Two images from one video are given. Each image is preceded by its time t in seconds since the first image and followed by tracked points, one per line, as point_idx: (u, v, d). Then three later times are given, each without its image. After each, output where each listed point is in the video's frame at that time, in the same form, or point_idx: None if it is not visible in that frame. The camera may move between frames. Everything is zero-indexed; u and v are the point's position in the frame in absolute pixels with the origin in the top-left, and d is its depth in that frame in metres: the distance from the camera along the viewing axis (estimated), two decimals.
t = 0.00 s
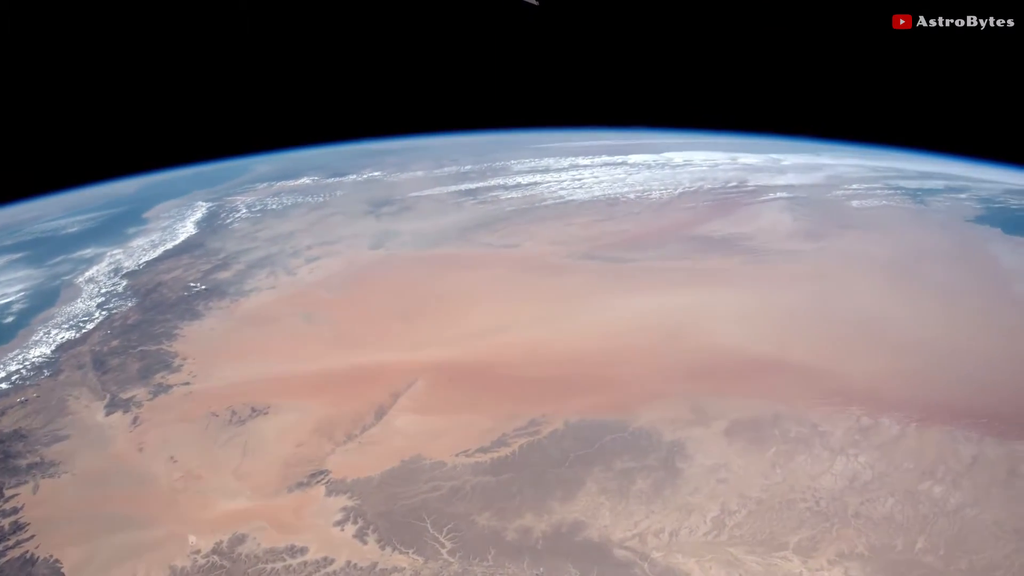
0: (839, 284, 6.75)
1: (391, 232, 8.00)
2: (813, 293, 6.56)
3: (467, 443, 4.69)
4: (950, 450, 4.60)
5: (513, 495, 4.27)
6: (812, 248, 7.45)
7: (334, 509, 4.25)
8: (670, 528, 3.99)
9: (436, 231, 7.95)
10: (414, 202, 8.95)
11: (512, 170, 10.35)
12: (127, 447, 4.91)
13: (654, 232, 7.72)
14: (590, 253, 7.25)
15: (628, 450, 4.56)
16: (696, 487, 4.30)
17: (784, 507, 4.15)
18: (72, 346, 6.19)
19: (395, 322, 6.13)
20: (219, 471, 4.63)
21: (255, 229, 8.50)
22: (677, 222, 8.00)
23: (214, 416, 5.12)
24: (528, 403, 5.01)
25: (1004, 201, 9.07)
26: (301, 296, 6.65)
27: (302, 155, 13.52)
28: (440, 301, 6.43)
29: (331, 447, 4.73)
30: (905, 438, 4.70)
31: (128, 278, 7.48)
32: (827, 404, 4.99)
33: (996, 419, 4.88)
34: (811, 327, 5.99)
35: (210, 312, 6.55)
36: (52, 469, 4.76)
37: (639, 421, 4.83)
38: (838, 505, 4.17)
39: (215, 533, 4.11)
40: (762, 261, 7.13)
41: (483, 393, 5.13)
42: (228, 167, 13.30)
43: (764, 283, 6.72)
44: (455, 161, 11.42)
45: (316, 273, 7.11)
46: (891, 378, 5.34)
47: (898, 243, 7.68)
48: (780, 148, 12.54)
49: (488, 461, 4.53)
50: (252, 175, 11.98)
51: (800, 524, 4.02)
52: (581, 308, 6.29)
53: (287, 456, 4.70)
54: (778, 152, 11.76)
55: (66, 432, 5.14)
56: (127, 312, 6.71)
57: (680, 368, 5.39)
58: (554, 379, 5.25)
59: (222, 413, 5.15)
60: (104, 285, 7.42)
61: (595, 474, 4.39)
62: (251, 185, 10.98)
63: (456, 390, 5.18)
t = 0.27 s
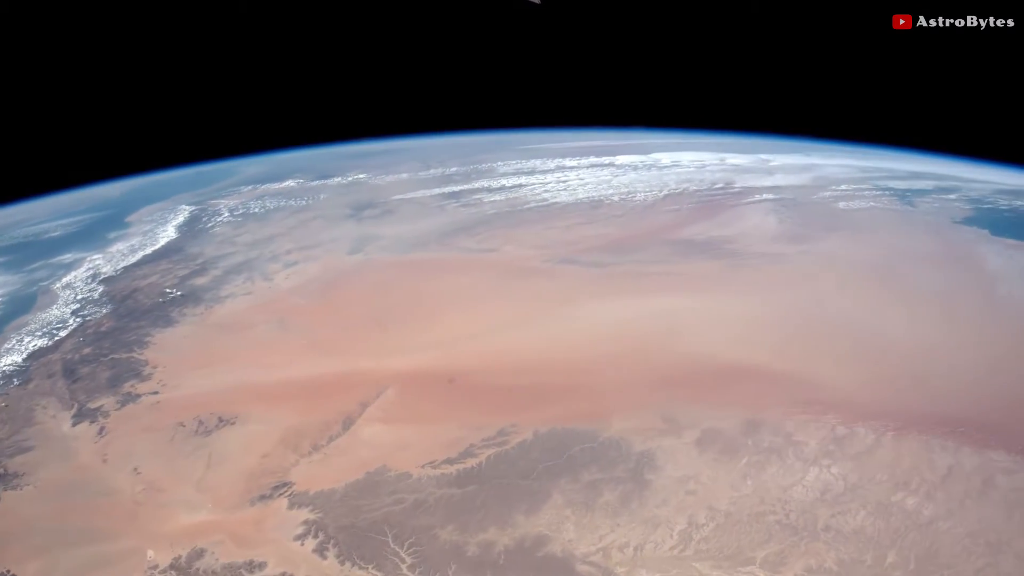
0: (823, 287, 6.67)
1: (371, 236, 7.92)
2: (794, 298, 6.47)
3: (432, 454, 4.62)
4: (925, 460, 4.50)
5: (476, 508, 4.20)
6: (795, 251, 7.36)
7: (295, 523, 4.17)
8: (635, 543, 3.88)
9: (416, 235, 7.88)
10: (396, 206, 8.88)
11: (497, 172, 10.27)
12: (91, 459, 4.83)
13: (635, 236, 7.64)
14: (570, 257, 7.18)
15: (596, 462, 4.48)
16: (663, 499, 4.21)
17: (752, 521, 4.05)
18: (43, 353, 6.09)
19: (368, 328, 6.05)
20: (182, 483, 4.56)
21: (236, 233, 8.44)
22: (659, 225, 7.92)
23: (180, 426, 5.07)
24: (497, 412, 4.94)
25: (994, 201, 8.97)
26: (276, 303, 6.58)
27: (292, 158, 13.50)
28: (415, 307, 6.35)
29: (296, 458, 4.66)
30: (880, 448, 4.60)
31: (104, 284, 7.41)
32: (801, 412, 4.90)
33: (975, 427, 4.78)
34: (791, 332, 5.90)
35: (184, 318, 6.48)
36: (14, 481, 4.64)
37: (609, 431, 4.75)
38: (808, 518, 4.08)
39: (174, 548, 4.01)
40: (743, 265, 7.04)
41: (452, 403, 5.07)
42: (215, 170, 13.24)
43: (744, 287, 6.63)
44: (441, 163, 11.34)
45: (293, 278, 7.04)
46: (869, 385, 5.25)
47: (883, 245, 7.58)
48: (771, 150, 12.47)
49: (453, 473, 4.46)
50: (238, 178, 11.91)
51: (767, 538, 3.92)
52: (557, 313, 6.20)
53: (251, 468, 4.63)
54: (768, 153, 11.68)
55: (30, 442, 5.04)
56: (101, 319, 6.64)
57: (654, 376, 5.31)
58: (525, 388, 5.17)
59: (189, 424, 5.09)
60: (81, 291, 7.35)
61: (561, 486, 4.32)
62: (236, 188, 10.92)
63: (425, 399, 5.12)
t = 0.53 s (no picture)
0: (805, 291, 6.58)
1: (351, 240, 7.85)
2: (775, 302, 6.37)
3: (398, 465, 4.54)
4: (900, 470, 4.40)
5: (440, 521, 4.12)
6: (779, 254, 7.26)
7: (255, 537, 4.08)
8: (599, 558, 3.77)
9: (396, 238, 7.80)
10: (379, 209, 8.80)
11: (483, 174, 10.18)
12: (54, 470, 4.74)
13: (617, 239, 7.55)
14: (550, 261, 7.09)
15: (563, 472, 4.40)
16: (630, 511, 4.12)
17: (721, 534, 3.94)
18: (14, 361, 6.01)
19: (342, 334, 5.98)
20: (144, 495, 4.48)
21: (216, 237, 8.37)
22: (641, 228, 7.83)
23: (146, 436, 5.00)
24: (465, 421, 4.86)
25: (984, 202, 8.87)
26: (250, 309, 6.51)
27: (280, 160, 13.44)
28: (390, 312, 6.28)
29: (261, 470, 4.60)
30: (854, 457, 4.50)
31: (81, 290, 7.33)
32: (775, 421, 4.81)
33: (953, 435, 4.69)
34: (770, 337, 5.80)
35: (158, 326, 6.41)
36: None
37: (579, 440, 4.66)
38: (777, 531, 3.97)
39: (131, 562, 3.92)
40: (725, 268, 6.95)
41: (421, 411, 4.99)
42: (203, 172, 13.16)
43: (725, 291, 6.54)
44: (428, 164, 11.26)
45: (269, 284, 6.97)
46: (847, 391, 5.14)
47: (868, 247, 7.48)
48: (761, 150, 12.38)
49: (418, 484, 4.38)
50: (224, 180, 11.83)
51: (735, 551, 3.82)
52: (533, 317, 6.11)
53: (215, 480, 4.56)
54: (758, 153, 11.58)
55: None
56: (74, 326, 6.56)
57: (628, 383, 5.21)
58: (496, 395, 5.08)
59: (156, 434, 5.01)
60: (57, 297, 7.27)
61: (526, 498, 4.23)
62: (221, 190, 10.85)
63: (394, 408, 5.04)
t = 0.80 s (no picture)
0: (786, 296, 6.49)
1: (330, 244, 7.79)
2: (755, 307, 6.29)
3: (363, 477, 4.47)
4: (873, 482, 4.31)
5: (401, 534, 4.04)
6: (761, 258, 7.18)
7: (213, 551, 3.99)
8: (561, 573, 3.66)
9: (376, 242, 7.74)
10: (361, 212, 8.73)
11: (468, 176, 10.10)
12: (16, 482, 4.64)
13: (598, 242, 7.48)
14: (528, 265, 7.02)
15: (530, 485, 4.31)
16: (596, 525, 4.02)
17: (688, 548, 3.84)
18: None
19: (314, 342, 5.92)
20: (105, 508, 4.39)
21: (196, 242, 8.30)
22: (623, 231, 7.75)
23: (112, 447, 4.93)
24: (433, 432, 4.79)
25: (972, 203, 8.79)
26: (224, 316, 6.44)
27: (268, 162, 13.35)
28: (364, 319, 6.23)
29: (224, 482, 4.52)
30: (827, 468, 4.42)
31: (57, 296, 7.24)
32: (748, 430, 4.72)
33: (929, 445, 4.61)
34: (748, 344, 5.72)
35: (131, 333, 6.34)
36: None
37: (548, 451, 4.59)
38: (744, 545, 3.86)
39: None
40: (706, 272, 6.87)
41: (389, 422, 4.92)
42: (190, 174, 13.08)
43: (705, 296, 6.45)
44: (414, 166, 11.17)
45: (245, 290, 6.91)
46: (823, 399, 5.06)
47: (853, 249, 7.39)
48: (750, 150, 12.29)
49: (382, 497, 4.31)
50: (210, 183, 11.75)
51: (700, 566, 3.72)
52: (508, 323, 6.03)
53: (178, 493, 4.47)
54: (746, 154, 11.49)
55: None
56: (47, 333, 6.46)
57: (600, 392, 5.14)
58: (465, 405, 5.03)
59: (121, 445, 4.93)
60: (32, 303, 7.18)
61: (491, 511, 4.15)
62: (206, 193, 10.77)
63: (362, 418, 4.97)
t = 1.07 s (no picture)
0: (766, 300, 6.41)
1: (309, 249, 7.72)
2: (734, 313, 6.20)
3: (326, 489, 4.40)
4: (845, 493, 4.22)
5: (360, 549, 3.95)
6: (743, 261, 7.09)
7: (169, 566, 3.91)
8: None
9: (355, 246, 7.68)
10: (342, 215, 8.67)
11: (452, 178, 10.04)
12: None
13: (579, 246, 7.42)
14: (507, 269, 6.95)
15: (493, 497, 4.24)
16: (559, 539, 3.93)
17: (653, 563, 3.74)
18: None
19: (286, 350, 5.86)
20: (64, 522, 4.29)
21: (175, 247, 8.23)
22: (604, 234, 7.69)
23: (76, 459, 4.83)
24: (399, 443, 4.73)
25: (960, 204, 8.70)
26: (197, 323, 6.38)
27: (255, 164, 13.28)
28: (337, 325, 6.16)
29: (185, 495, 4.45)
30: (798, 480, 4.33)
31: (32, 301, 7.14)
32: (718, 440, 4.65)
33: (904, 455, 4.53)
34: (725, 350, 5.64)
35: (103, 340, 6.27)
36: None
37: (514, 463, 4.52)
38: (709, 560, 3.76)
39: None
40: (686, 276, 6.79)
41: (355, 432, 4.85)
42: (177, 177, 13.00)
43: (683, 301, 6.37)
44: (400, 168, 11.10)
45: (221, 296, 6.85)
46: (797, 408, 4.98)
47: (836, 252, 7.30)
48: (739, 151, 12.20)
49: (345, 510, 4.23)
50: (196, 186, 11.68)
51: None
52: (483, 330, 5.96)
53: (139, 506, 4.39)
54: (735, 155, 11.41)
55: None
56: (19, 340, 6.36)
57: (571, 401, 5.07)
58: (434, 415, 4.96)
59: (85, 457, 4.84)
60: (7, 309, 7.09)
61: (453, 525, 4.07)
62: (191, 197, 10.71)
63: (328, 428, 4.90)
